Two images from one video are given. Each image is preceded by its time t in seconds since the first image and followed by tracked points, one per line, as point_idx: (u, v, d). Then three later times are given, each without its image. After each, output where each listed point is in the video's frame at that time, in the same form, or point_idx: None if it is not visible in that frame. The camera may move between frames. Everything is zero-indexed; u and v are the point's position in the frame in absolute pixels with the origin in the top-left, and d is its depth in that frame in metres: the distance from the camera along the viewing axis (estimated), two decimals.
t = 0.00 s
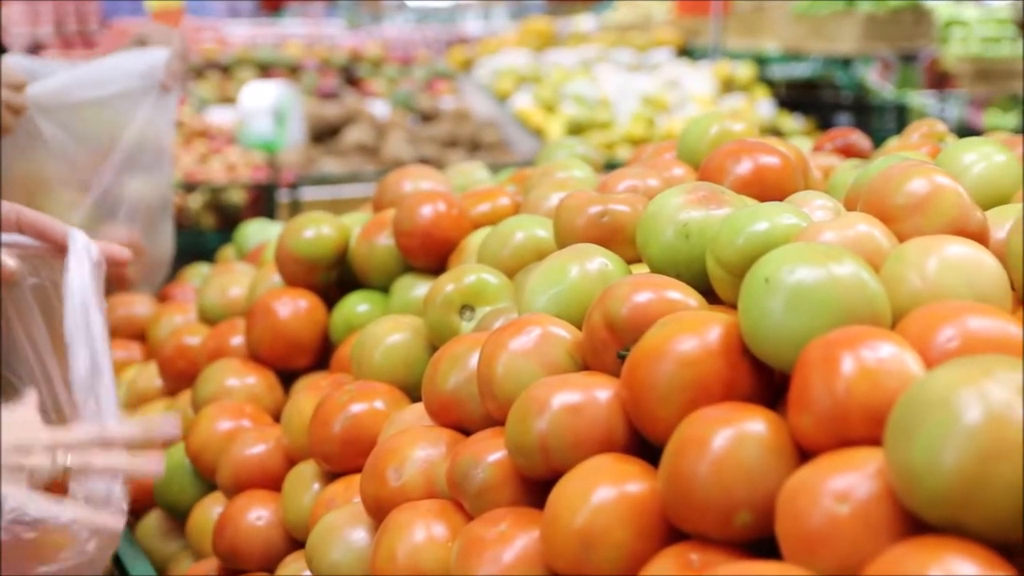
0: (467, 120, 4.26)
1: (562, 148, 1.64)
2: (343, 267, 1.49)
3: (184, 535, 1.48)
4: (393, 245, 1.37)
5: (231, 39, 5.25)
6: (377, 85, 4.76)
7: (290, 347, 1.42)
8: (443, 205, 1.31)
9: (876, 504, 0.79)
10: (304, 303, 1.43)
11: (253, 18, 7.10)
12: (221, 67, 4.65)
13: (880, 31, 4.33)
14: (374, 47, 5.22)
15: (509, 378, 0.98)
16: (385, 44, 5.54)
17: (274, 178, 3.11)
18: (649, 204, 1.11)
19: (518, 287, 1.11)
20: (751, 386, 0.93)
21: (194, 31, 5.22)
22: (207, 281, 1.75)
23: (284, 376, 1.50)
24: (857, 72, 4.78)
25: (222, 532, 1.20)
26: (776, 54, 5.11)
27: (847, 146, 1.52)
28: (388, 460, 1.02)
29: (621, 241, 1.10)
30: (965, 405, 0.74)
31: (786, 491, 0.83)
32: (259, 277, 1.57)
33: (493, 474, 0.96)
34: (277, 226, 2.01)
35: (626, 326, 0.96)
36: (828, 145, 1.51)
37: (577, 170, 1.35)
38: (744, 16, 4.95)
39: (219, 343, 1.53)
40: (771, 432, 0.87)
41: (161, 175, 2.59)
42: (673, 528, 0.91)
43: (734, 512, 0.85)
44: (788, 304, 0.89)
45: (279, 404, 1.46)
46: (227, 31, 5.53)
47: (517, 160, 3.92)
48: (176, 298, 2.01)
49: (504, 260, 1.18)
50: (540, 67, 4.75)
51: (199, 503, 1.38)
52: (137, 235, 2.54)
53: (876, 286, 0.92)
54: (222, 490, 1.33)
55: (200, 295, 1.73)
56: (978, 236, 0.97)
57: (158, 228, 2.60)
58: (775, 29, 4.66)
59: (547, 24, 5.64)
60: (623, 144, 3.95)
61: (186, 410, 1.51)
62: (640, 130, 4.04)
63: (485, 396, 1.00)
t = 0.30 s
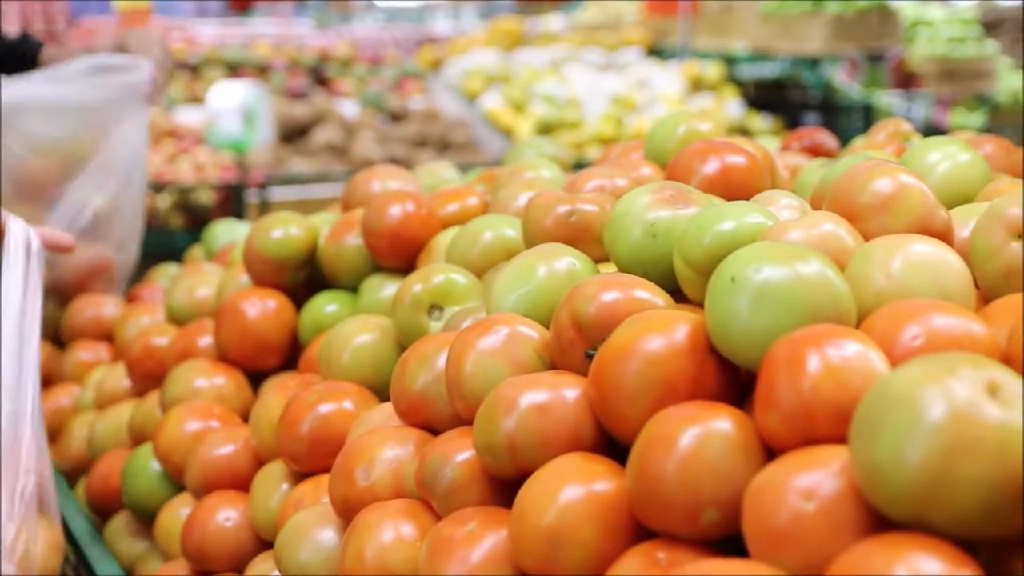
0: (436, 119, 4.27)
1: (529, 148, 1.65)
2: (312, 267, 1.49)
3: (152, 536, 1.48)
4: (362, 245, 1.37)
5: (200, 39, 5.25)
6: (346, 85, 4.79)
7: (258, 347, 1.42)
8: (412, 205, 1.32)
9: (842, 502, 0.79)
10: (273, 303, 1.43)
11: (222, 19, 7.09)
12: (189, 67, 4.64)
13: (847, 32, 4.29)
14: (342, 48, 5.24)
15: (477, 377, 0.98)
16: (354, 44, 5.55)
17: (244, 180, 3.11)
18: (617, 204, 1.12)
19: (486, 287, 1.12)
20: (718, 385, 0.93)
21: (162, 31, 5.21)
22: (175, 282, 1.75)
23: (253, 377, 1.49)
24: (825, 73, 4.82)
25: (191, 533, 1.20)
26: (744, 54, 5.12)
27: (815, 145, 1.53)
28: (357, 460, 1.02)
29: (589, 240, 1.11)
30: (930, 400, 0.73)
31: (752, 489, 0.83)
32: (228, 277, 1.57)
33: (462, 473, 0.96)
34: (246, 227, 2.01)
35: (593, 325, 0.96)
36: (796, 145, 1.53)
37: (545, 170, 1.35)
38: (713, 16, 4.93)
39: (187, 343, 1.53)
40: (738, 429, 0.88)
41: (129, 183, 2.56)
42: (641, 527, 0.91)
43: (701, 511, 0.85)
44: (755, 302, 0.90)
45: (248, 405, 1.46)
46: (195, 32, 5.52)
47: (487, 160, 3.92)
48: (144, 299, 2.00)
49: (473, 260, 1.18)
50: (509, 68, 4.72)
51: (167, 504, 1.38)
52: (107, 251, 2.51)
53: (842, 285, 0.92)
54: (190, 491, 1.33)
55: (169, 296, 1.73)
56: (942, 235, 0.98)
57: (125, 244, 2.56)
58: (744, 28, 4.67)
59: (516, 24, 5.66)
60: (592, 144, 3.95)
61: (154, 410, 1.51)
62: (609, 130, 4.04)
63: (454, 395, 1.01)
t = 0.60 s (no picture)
0: (405, 119, 4.28)
1: (495, 148, 1.66)
2: (279, 268, 1.49)
3: (118, 538, 1.47)
4: (329, 245, 1.37)
5: (167, 38, 5.23)
6: (315, 84, 4.79)
7: (226, 348, 1.42)
8: (379, 205, 1.32)
9: (807, 499, 0.79)
10: (240, 304, 1.42)
11: (190, 19, 7.08)
12: (157, 67, 4.63)
13: (815, 31, 4.49)
14: (311, 48, 5.24)
15: (444, 377, 0.98)
16: (323, 44, 5.55)
17: (210, 180, 3.05)
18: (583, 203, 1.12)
19: (454, 287, 1.12)
20: (684, 384, 0.93)
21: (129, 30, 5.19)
22: (141, 282, 1.74)
23: (221, 377, 1.49)
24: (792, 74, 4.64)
25: (158, 535, 1.19)
26: (711, 53, 4.95)
27: (783, 144, 1.55)
28: (324, 461, 1.02)
29: (557, 239, 1.12)
30: (894, 400, 0.74)
31: (718, 488, 0.83)
32: (195, 278, 1.57)
33: (429, 473, 0.96)
34: (213, 227, 2.01)
35: (560, 324, 0.96)
36: (763, 145, 1.55)
37: (511, 169, 1.36)
38: (681, 16, 5.20)
39: (153, 344, 1.53)
40: (704, 428, 0.88)
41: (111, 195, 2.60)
42: (608, 526, 0.91)
43: (668, 509, 0.85)
44: (720, 301, 0.90)
45: (216, 406, 1.45)
46: (163, 32, 5.51)
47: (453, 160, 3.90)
48: (111, 299, 1.99)
49: (441, 259, 1.18)
50: (478, 67, 4.71)
51: (134, 505, 1.37)
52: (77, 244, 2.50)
53: (807, 284, 0.93)
54: (157, 493, 1.32)
55: (135, 296, 1.72)
56: (906, 233, 0.99)
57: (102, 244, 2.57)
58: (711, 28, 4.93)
59: (486, 24, 5.67)
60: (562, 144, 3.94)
61: (120, 412, 1.50)
62: (578, 129, 4.04)
63: (421, 396, 1.01)
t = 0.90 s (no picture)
0: (369, 118, 4.28)
1: (457, 149, 1.67)
2: (242, 268, 1.48)
3: (79, 540, 1.46)
4: (292, 245, 1.37)
5: (130, 39, 5.21)
6: (279, 84, 4.78)
7: (188, 348, 1.41)
8: (342, 205, 1.32)
9: (767, 498, 0.78)
10: (202, 304, 1.42)
11: (152, 19, 7.05)
12: (119, 66, 4.60)
13: (776, 31, 4.59)
14: (275, 48, 5.24)
15: (406, 377, 0.98)
16: (287, 45, 5.54)
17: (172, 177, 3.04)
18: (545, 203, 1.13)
19: (416, 286, 1.12)
20: (645, 383, 0.93)
21: (90, 30, 5.16)
22: (102, 283, 1.74)
23: (183, 378, 1.48)
24: (755, 69, 4.71)
25: (121, 537, 1.19)
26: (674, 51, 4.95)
27: (745, 145, 1.58)
28: (286, 461, 1.02)
29: (519, 239, 1.12)
30: (853, 397, 0.72)
31: (678, 487, 0.82)
32: (156, 278, 1.56)
33: (391, 473, 0.96)
34: (174, 227, 2.00)
35: (521, 324, 0.96)
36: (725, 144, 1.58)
37: (472, 168, 1.36)
38: (642, 16, 5.22)
39: (115, 345, 1.52)
40: (665, 426, 0.87)
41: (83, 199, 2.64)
42: (570, 525, 0.90)
43: (629, 508, 0.85)
44: (681, 300, 0.90)
45: (178, 406, 1.45)
46: (125, 32, 5.49)
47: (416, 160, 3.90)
48: (72, 300, 1.98)
49: (403, 259, 1.19)
50: (443, 67, 4.73)
51: (95, 507, 1.37)
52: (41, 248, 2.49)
53: (767, 283, 0.93)
54: (118, 495, 1.32)
55: (96, 297, 1.71)
56: (865, 232, 1.00)
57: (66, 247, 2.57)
58: (675, 28, 4.95)
59: (449, 24, 5.68)
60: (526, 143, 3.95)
61: (82, 413, 1.49)
62: (541, 129, 4.04)
63: (383, 396, 1.01)
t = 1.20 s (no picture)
0: (333, 119, 4.28)
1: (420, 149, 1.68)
2: (206, 268, 1.48)
3: (41, 542, 1.46)
4: (256, 245, 1.37)
5: (91, 39, 5.16)
6: (242, 84, 4.76)
7: (151, 349, 1.41)
8: (305, 205, 1.32)
9: (729, 496, 0.78)
10: (165, 305, 1.42)
11: (114, 19, 7.01)
12: (80, 66, 4.57)
13: (739, 32, 4.63)
14: (239, 48, 5.22)
15: (370, 377, 0.98)
16: (251, 45, 5.53)
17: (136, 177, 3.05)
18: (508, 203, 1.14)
19: (379, 287, 1.13)
20: (608, 382, 0.94)
21: (51, 30, 5.12)
22: (64, 284, 1.73)
23: (146, 379, 1.48)
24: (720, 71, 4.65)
25: (83, 539, 1.18)
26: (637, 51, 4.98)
27: (707, 143, 1.61)
28: (249, 462, 1.02)
29: (482, 239, 1.13)
30: (812, 395, 0.72)
31: (641, 485, 0.82)
32: (118, 280, 1.56)
33: (355, 473, 0.96)
34: (137, 228, 1.99)
35: (484, 323, 0.97)
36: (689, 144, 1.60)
37: (436, 168, 1.37)
38: (608, 16, 5.20)
39: (77, 346, 1.52)
40: (627, 425, 0.88)
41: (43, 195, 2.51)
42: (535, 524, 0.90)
43: (592, 506, 0.85)
44: (643, 300, 0.90)
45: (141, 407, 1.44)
46: (86, 32, 5.45)
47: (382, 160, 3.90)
48: (32, 302, 1.97)
49: (367, 259, 1.19)
50: (407, 67, 4.75)
51: (58, 509, 1.36)
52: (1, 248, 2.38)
53: (729, 282, 0.93)
54: (80, 497, 1.31)
55: (58, 298, 1.70)
56: (825, 231, 1.01)
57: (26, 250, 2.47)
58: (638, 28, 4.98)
59: (413, 24, 5.68)
60: (492, 142, 3.94)
61: (44, 414, 1.49)
62: (506, 129, 4.04)
63: (347, 396, 1.01)
